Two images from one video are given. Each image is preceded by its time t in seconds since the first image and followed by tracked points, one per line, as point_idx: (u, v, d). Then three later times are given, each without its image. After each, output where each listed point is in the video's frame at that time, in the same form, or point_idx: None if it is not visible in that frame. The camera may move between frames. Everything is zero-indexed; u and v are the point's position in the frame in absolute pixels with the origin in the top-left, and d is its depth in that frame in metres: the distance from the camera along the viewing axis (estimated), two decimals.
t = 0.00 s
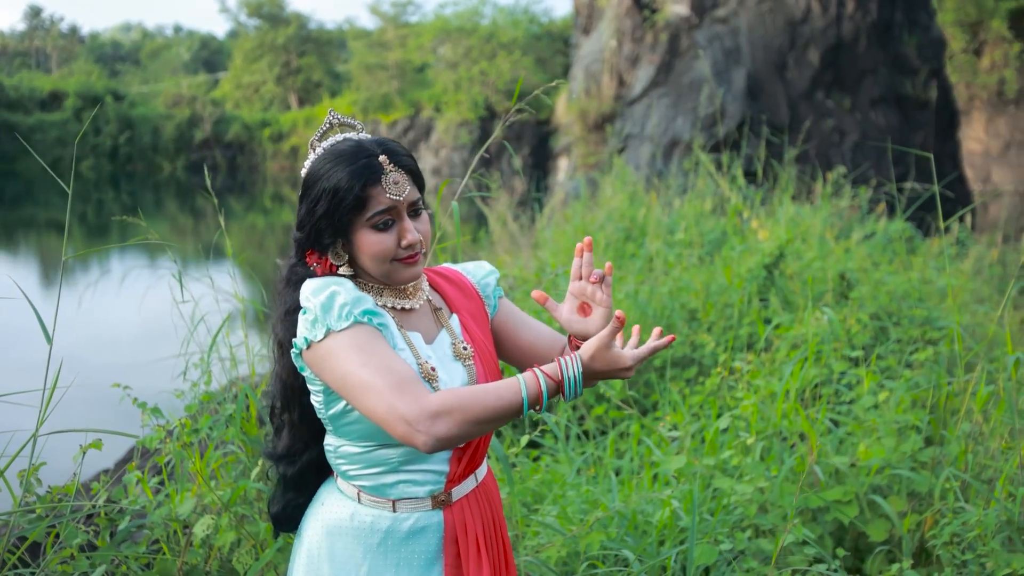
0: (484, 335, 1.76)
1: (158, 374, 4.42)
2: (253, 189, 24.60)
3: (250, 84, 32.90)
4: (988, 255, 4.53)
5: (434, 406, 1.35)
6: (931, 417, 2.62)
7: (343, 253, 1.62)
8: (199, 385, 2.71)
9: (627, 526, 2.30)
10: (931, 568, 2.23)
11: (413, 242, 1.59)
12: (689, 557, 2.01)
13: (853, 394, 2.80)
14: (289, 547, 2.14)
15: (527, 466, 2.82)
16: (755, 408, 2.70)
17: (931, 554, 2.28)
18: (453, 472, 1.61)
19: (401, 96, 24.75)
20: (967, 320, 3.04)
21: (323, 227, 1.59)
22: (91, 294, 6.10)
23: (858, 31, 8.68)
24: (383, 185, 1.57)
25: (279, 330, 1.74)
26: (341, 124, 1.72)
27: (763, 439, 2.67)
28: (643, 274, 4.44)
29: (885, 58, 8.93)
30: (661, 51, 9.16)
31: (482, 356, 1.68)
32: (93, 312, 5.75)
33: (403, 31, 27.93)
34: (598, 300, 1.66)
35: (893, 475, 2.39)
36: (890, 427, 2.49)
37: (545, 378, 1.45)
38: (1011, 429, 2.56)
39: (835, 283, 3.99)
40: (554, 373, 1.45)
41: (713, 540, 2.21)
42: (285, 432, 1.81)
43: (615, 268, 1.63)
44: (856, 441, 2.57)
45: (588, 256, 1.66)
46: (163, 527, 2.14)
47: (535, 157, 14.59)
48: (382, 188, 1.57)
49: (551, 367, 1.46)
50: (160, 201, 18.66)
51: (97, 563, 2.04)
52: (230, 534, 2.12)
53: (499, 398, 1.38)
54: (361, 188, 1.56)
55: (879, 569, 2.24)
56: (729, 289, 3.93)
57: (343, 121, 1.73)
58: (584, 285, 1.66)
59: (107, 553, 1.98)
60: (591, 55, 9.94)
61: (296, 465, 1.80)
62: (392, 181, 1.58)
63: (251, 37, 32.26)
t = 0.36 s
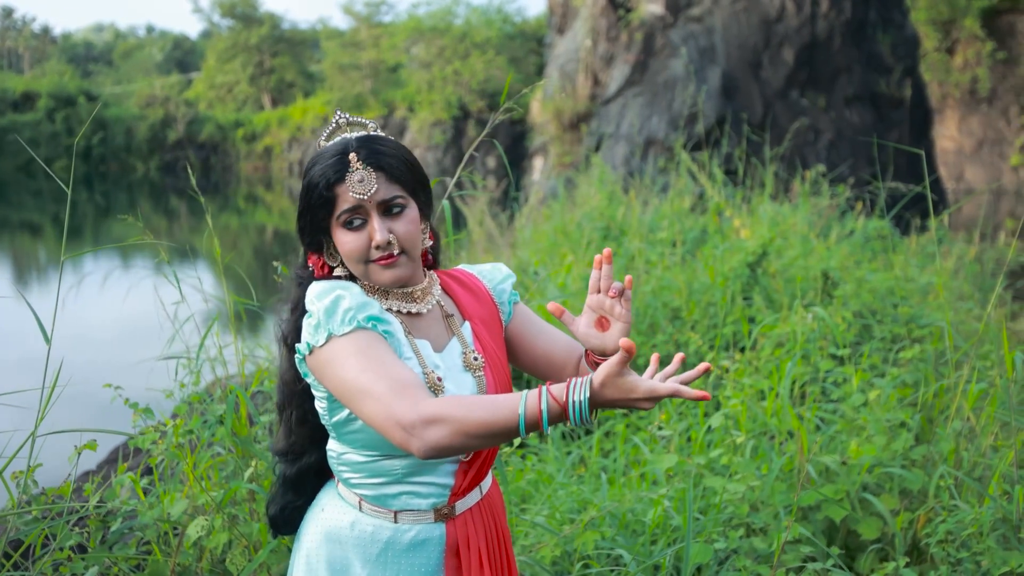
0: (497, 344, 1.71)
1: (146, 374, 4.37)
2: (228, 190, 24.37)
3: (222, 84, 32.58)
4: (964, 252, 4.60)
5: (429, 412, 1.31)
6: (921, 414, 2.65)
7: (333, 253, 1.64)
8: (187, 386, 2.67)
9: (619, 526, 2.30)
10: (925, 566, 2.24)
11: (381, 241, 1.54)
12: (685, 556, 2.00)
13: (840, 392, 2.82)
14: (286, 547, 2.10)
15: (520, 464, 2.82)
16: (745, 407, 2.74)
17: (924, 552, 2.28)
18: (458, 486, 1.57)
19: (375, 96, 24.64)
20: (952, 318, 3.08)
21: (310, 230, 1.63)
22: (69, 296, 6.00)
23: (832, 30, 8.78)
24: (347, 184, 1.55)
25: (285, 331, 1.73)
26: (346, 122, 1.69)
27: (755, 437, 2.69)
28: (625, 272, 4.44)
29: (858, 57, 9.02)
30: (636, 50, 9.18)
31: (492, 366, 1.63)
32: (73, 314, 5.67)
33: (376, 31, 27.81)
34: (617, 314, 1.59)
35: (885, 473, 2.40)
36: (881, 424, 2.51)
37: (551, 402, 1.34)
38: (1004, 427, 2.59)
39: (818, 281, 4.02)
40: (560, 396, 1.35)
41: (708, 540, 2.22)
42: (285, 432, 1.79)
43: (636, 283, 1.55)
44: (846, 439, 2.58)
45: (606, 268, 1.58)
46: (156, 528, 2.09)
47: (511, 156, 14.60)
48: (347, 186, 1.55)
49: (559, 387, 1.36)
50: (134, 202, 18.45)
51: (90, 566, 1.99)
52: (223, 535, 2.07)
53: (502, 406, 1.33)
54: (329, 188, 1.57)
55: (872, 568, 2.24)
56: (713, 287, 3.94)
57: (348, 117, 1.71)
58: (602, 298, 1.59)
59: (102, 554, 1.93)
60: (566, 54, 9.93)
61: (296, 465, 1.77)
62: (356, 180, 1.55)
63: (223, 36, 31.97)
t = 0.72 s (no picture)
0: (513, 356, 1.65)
1: (149, 376, 4.37)
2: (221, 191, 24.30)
3: (215, 85, 32.52)
4: (960, 251, 4.61)
5: (367, 409, 1.31)
6: (925, 413, 2.65)
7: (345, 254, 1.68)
8: (188, 387, 2.66)
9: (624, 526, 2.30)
10: (929, 565, 2.24)
11: (364, 241, 1.55)
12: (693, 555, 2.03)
13: (842, 391, 2.83)
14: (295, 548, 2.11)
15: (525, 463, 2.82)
16: (748, 406, 2.77)
17: (928, 550, 2.30)
18: (461, 499, 1.55)
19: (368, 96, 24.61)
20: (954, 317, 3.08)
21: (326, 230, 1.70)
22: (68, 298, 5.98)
23: (824, 29, 8.79)
24: (342, 184, 1.58)
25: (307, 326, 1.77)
26: (379, 123, 1.69)
27: (758, 438, 2.70)
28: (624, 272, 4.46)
29: (852, 56, 9.04)
30: (629, 50, 9.18)
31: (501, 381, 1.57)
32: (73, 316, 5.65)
33: (369, 31, 27.75)
34: (635, 330, 1.57)
35: (890, 472, 2.41)
36: (885, 424, 2.53)
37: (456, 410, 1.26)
38: (1008, 426, 2.60)
39: (817, 280, 4.03)
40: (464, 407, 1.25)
41: (715, 539, 2.22)
42: (305, 427, 1.81)
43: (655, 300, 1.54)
44: (848, 439, 2.59)
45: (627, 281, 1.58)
46: (162, 530, 2.08)
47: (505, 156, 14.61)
48: (341, 186, 1.59)
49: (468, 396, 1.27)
50: (127, 203, 18.42)
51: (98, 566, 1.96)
52: (229, 536, 2.06)
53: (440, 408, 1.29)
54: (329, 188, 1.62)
55: (876, 566, 2.25)
56: (712, 287, 3.96)
57: (384, 118, 1.70)
58: (620, 311, 1.58)
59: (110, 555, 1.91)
60: (558, 54, 9.93)
61: (311, 459, 1.79)
62: (348, 180, 1.57)
63: (215, 37, 31.86)
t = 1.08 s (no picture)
0: (523, 363, 1.62)
1: (161, 378, 4.39)
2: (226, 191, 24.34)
3: (218, 86, 32.48)
4: (968, 251, 4.59)
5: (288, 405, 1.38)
6: (939, 415, 2.65)
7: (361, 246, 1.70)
8: (200, 390, 2.65)
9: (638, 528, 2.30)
10: (945, 567, 2.24)
11: (377, 237, 1.56)
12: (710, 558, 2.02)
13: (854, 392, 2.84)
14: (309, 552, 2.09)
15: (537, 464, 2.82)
16: (761, 408, 2.77)
17: (944, 552, 2.29)
18: (462, 510, 1.54)
19: (372, 97, 24.63)
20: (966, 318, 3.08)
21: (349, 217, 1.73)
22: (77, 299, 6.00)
23: (830, 29, 8.77)
24: (367, 176, 1.60)
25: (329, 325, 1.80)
26: (422, 123, 1.76)
27: (771, 439, 2.70)
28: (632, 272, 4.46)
29: (858, 56, 9.02)
30: (634, 49, 9.18)
31: (506, 388, 1.55)
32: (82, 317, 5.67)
33: (373, 31, 27.74)
34: (646, 338, 1.58)
35: (904, 475, 2.41)
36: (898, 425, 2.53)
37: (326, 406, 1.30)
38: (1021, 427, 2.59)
39: (827, 281, 4.04)
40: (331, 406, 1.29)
41: (731, 541, 2.23)
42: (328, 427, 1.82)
43: (666, 307, 1.56)
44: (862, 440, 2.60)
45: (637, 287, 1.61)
46: (175, 533, 2.08)
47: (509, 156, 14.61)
48: (366, 177, 1.60)
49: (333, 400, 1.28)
50: (132, 204, 18.45)
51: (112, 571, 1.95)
52: (243, 540, 2.06)
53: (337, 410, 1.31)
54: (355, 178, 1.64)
55: (892, 569, 2.25)
56: (721, 288, 3.96)
57: (427, 119, 1.77)
58: (630, 318, 1.60)
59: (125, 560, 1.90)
60: (563, 55, 9.97)
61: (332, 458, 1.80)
62: (373, 173, 1.58)
63: (219, 38, 31.86)
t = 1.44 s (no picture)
0: (524, 371, 1.59)
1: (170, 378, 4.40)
2: (234, 190, 24.39)
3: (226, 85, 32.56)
4: (980, 249, 4.55)
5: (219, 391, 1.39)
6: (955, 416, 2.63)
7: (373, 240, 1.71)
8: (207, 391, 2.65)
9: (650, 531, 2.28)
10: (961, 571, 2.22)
11: (387, 234, 1.56)
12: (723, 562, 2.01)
13: (867, 392, 2.82)
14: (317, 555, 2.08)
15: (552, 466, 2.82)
16: (773, 409, 2.74)
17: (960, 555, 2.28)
18: (452, 524, 1.54)
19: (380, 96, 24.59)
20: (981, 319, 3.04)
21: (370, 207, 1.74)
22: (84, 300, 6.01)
23: (838, 26, 8.69)
24: (389, 171, 1.60)
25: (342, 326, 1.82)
26: (458, 125, 1.77)
27: (784, 440, 2.69)
28: (642, 272, 4.45)
29: (866, 53, 8.95)
30: (642, 48, 9.17)
31: (497, 398, 1.54)
32: (89, 317, 5.68)
33: (380, 30, 27.73)
34: (656, 352, 1.50)
35: (919, 476, 2.39)
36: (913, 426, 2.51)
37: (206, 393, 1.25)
38: None
39: (838, 280, 4.02)
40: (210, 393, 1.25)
41: (744, 544, 2.21)
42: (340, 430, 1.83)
43: (677, 317, 1.46)
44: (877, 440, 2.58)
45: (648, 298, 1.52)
46: (183, 536, 2.07)
47: (517, 154, 14.61)
48: (387, 173, 1.61)
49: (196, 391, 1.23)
50: (141, 203, 18.51)
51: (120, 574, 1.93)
52: (253, 542, 2.05)
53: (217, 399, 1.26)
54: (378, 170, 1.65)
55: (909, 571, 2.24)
56: (731, 287, 3.95)
57: (464, 122, 1.77)
58: (640, 331, 1.51)
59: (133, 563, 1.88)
60: (571, 53, 9.96)
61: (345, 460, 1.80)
62: (395, 169, 1.59)
63: (227, 37, 31.93)
